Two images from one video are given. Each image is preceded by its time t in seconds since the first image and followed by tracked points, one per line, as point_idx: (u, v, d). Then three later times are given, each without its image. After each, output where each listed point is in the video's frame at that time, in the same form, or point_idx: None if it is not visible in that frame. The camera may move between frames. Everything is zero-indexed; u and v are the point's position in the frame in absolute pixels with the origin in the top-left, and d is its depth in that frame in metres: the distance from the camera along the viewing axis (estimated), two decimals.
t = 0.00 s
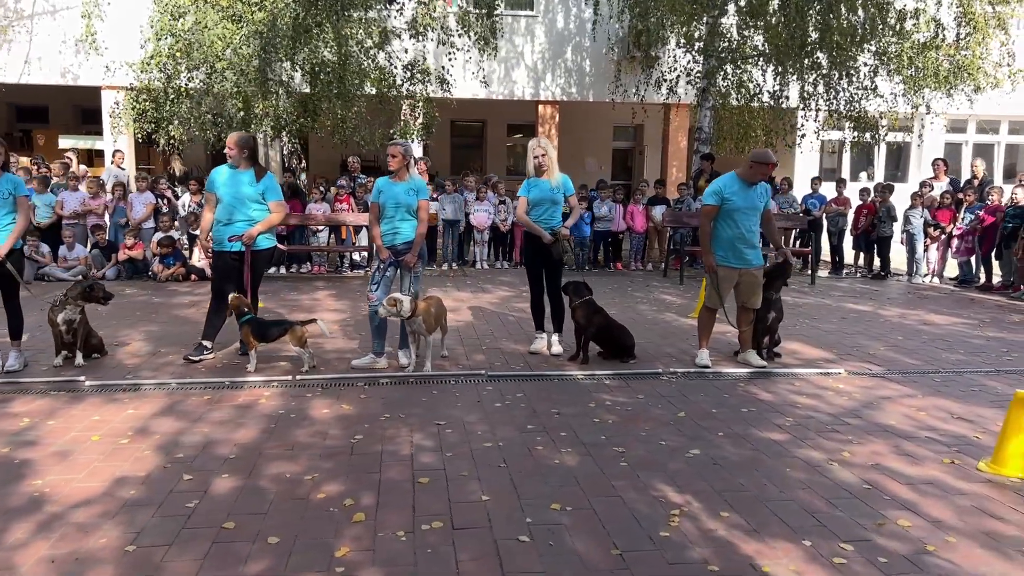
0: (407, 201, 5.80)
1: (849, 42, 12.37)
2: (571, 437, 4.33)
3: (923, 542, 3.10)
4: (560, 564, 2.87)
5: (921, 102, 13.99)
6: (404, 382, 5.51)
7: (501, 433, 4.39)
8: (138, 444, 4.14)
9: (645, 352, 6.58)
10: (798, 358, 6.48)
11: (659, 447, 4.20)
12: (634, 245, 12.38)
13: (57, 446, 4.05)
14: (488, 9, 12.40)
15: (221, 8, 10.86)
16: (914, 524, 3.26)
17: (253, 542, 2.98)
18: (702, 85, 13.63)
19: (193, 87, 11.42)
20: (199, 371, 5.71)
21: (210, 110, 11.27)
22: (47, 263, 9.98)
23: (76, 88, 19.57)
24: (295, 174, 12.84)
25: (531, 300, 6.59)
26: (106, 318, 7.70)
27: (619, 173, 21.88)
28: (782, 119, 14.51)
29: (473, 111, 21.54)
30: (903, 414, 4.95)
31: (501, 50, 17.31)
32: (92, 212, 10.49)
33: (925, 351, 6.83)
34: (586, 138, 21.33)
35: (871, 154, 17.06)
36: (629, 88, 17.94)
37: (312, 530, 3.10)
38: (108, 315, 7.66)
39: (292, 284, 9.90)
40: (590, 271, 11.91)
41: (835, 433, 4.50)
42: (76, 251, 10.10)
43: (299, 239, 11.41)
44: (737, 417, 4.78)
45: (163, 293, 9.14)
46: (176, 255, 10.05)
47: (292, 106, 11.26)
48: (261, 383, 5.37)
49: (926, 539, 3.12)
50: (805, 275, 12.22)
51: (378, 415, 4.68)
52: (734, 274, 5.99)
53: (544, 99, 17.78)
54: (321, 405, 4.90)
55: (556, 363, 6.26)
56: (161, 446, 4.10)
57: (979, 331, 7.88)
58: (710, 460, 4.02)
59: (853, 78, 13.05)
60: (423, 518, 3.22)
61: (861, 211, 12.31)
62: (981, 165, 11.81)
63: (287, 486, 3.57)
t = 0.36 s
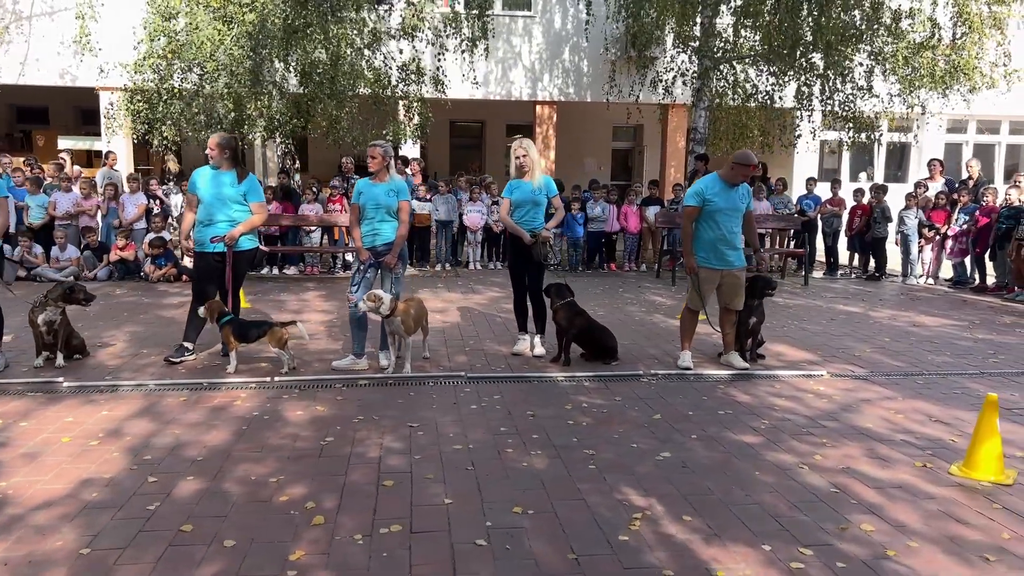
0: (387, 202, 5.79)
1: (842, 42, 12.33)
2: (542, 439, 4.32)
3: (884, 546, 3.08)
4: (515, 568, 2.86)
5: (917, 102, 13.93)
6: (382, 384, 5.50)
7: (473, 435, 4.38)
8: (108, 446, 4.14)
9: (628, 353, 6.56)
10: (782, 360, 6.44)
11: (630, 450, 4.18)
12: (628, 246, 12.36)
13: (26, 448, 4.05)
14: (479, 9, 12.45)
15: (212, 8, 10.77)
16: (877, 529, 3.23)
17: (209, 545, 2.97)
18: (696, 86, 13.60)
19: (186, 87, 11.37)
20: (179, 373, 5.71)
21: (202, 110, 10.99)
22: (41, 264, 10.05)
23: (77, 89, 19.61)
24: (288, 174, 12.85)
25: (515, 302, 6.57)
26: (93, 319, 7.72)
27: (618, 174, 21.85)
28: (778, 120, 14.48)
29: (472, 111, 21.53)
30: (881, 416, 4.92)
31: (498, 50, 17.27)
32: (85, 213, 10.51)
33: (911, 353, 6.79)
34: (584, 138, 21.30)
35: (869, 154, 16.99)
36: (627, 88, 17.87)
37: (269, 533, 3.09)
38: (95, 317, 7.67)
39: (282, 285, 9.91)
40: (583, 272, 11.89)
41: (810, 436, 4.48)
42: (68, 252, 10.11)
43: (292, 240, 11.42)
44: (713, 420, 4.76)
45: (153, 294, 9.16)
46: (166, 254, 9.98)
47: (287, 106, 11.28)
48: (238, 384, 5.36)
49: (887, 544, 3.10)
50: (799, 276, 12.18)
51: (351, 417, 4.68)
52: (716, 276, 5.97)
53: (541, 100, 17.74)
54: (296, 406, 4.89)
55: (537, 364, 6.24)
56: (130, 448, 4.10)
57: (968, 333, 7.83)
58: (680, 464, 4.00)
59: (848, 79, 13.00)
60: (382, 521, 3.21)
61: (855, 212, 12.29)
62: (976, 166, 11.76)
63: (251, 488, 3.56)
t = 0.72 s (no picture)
0: (389, 201, 5.80)
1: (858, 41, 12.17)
2: (534, 441, 4.29)
3: (869, 552, 3.02)
4: (489, 569, 2.84)
5: (937, 102, 13.73)
6: (381, 383, 5.51)
7: (465, 436, 4.37)
8: (102, 441, 4.18)
9: (631, 355, 6.51)
10: (787, 363, 6.36)
11: (622, 452, 4.14)
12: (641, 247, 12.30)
13: (22, 444, 4.10)
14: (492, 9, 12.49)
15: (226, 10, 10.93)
16: (864, 534, 3.18)
17: (188, 542, 2.99)
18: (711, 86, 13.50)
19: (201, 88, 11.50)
20: (181, 371, 5.76)
21: (214, 112, 11.24)
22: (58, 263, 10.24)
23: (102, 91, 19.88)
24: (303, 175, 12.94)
25: (520, 301, 6.53)
26: (104, 317, 7.81)
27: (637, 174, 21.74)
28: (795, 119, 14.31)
29: (490, 112, 21.55)
30: (882, 420, 4.84)
31: (515, 50, 17.23)
32: (101, 213, 10.66)
33: (921, 356, 6.68)
34: (602, 138, 21.22)
35: (890, 154, 16.75)
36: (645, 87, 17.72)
37: (249, 531, 3.10)
38: (105, 317, 7.76)
39: (294, 285, 9.98)
40: (595, 273, 11.85)
41: (806, 440, 4.41)
42: (84, 251, 10.32)
43: (305, 239, 11.52)
44: (709, 422, 4.71)
45: (165, 293, 9.27)
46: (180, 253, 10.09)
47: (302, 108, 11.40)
48: (238, 382, 5.39)
49: (872, 550, 3.04)
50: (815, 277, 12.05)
51: (346, 416, 4.69)
52: (719, 277, 5.90)
53: (558, 100, 17.66)
54: (292, 404, 4.91)
55: (539, 365, 6.22)
56: (124, 444, 4.13)
57: (982, 336, 7.68)
58: (670, 466, 3.95)
59: (866, 79, 12.84)
60: (363, 521, 3.21)
61: (872, 214, 12.15)
62: (996, 166, 11.56)
63: (237, 486, 3.58)
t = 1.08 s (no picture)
0: (380, 198, 5.76)
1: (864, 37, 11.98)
2: (516, 442, 4.24)
3: (845, 558, 2.95)
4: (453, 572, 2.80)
5: (947, 100, 13.54)
6: (369, 382, 5.47)
7: (447, 437, 4.32)
8: (82, 440, 4.17)
9: (626, 356, 6.44)
10: (783, 364, 6.27)
11: (604, 454, 4.08)
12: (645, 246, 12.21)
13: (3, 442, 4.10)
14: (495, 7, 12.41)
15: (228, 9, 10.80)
16: (842, 539, 3.10)
17: (153, 542, 2.96)
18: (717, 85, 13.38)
19: (203, 87, 11.44)
20: (171, 369, 5.75)
21: (217, 112, 11.09)
22: (62, 261, 10.33)
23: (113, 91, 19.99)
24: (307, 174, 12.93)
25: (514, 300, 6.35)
26: (102, 315, 7.84)
27: (647, 174, 21.64)
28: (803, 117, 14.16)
29: (499, 111, 21.50)
30: (874, 423, 4.75)
31: (523, 49, 17.16)
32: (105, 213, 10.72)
33: (921, 358, 6.57)
34: (611, 138, 21.13)
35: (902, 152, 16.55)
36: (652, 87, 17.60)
37: (216, 531, 3.07)
38: (103, 315, 7.79)
39: (295, 284, 9.98)
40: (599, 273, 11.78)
41: (795, 442, 4.34)
42: (88, 250, 10.40)
43: (307, 238, 11.52)
44: (697, 424, 4.63)
45: (166, 292, 9.29)
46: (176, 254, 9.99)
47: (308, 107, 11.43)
48: (227, 381, 5.38)
49: (849, 556, 2.97)
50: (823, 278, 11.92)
51: (330, 415, 4.65)
52: (713, 276, 5.83)
53: (566, 99, 17.58)
54: (277, 404, 4.88)
55: (531, 365, 6.16)
56: (104, 443, 4.11)
57: (986, 338, 7.55)
58: (652, 469, 3.89)
59: (875, 77, 12.69)
60: (331, 522, 3.17)
61: (879, 213, 12.05)
62: (1006, 164, 11.38)
63: (211, 485, 3.55)
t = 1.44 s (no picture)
0: (376, 198, 5.73)
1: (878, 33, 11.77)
2: (503, 446, 4.18)
3: (828, 570, 2.86)
4: None
5: (965, 98, 13.31)
6: (363, 384, 5.43)
7: (434, 440, 4.27)
8: (69, 440, 4.16)
9: (626, 358, 6.36)
10: (786, 367, 6.15)
11: (592, 459, 4.00)
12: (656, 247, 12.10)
13: None
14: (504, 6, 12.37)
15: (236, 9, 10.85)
16: (826, 550, 3.01)
17: (122, 546, 2.94)
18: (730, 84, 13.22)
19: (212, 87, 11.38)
20: (167, 370, 5.75)
21: (224, 112, 11.05)
22: (73, 261, 10.39)
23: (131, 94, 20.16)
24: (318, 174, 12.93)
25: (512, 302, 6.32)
26: (107, 315, 7.87)
27: (663, 174, 21.48)
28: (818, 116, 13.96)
29: (513, 110, 21.44)
30: (874, 429, 4.63)
31: (537, 48, 17.09)
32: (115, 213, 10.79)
33: (929, 362, 6.42)
34: (626, 138, 21.00)
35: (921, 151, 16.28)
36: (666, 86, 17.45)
37: (188, 535, 3.04)
38: (108, 315, 7.83)
39: (301, 284, 9.98)
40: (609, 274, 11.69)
41: (789, 448, 4.23)
42: (99, 250, 10.47)
43: (316, 237, 11.54)
44: (690, 428, 4.55)
45: (174, 292, 9.34)
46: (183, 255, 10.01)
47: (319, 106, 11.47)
48: (220, 382, 5.36)
49: (832, 567, 2.88)
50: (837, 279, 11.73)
51: (318, 417, 4.61)
52: (712, 277, 5.72)
53: (580, 98, 17.48)
54: (267, 405, 4.85)
55: (529, 367, 6.10)
56: (89, 443, 4.11)
57: (999, 341, 7.38)
58: (638, 474, 3.81)
59: (890, 75, 12.49)
60: (305, 527, 3.13)
61: (895, 213, 11.84)
62: None
63: (190, 489, 3.52)
